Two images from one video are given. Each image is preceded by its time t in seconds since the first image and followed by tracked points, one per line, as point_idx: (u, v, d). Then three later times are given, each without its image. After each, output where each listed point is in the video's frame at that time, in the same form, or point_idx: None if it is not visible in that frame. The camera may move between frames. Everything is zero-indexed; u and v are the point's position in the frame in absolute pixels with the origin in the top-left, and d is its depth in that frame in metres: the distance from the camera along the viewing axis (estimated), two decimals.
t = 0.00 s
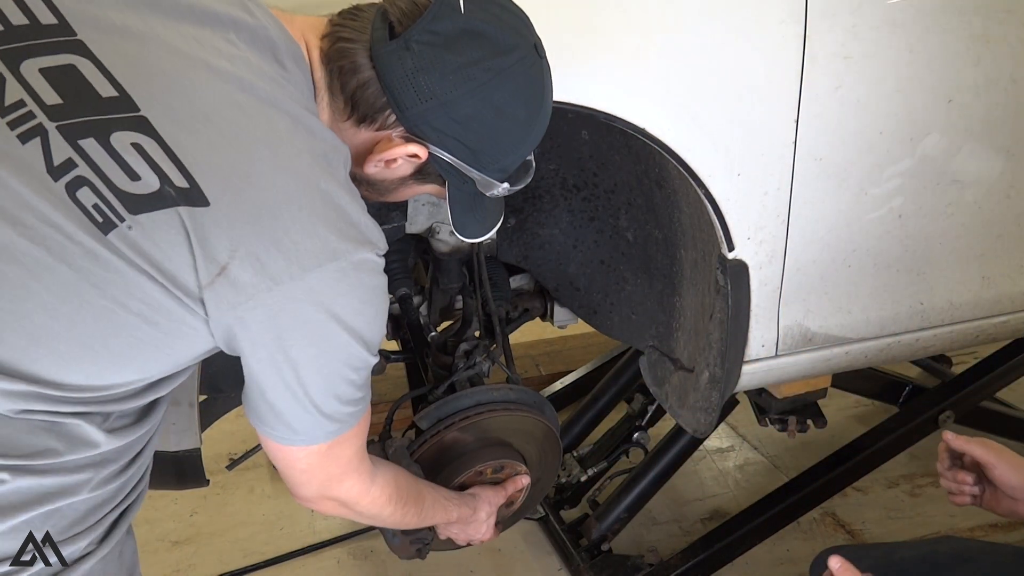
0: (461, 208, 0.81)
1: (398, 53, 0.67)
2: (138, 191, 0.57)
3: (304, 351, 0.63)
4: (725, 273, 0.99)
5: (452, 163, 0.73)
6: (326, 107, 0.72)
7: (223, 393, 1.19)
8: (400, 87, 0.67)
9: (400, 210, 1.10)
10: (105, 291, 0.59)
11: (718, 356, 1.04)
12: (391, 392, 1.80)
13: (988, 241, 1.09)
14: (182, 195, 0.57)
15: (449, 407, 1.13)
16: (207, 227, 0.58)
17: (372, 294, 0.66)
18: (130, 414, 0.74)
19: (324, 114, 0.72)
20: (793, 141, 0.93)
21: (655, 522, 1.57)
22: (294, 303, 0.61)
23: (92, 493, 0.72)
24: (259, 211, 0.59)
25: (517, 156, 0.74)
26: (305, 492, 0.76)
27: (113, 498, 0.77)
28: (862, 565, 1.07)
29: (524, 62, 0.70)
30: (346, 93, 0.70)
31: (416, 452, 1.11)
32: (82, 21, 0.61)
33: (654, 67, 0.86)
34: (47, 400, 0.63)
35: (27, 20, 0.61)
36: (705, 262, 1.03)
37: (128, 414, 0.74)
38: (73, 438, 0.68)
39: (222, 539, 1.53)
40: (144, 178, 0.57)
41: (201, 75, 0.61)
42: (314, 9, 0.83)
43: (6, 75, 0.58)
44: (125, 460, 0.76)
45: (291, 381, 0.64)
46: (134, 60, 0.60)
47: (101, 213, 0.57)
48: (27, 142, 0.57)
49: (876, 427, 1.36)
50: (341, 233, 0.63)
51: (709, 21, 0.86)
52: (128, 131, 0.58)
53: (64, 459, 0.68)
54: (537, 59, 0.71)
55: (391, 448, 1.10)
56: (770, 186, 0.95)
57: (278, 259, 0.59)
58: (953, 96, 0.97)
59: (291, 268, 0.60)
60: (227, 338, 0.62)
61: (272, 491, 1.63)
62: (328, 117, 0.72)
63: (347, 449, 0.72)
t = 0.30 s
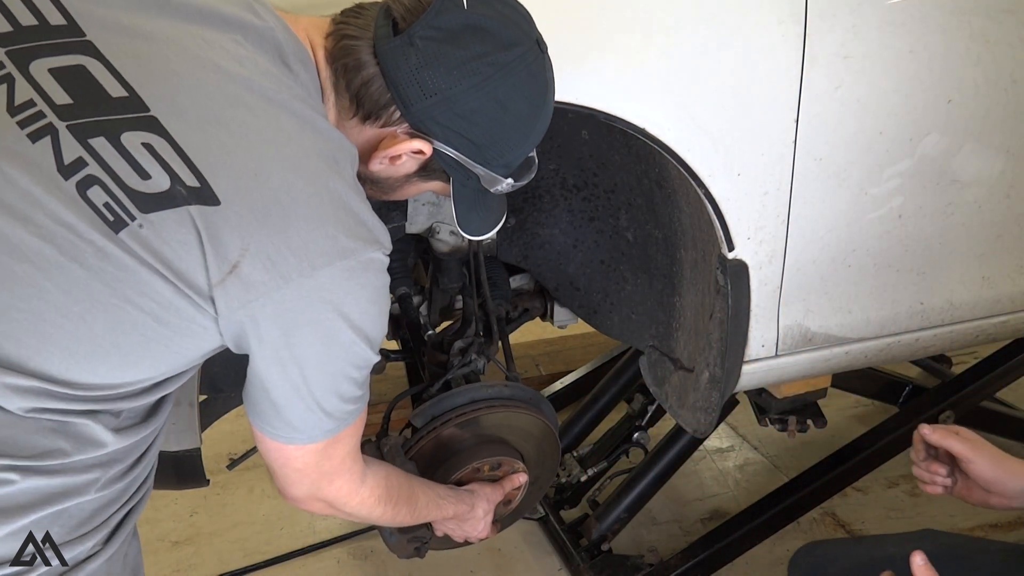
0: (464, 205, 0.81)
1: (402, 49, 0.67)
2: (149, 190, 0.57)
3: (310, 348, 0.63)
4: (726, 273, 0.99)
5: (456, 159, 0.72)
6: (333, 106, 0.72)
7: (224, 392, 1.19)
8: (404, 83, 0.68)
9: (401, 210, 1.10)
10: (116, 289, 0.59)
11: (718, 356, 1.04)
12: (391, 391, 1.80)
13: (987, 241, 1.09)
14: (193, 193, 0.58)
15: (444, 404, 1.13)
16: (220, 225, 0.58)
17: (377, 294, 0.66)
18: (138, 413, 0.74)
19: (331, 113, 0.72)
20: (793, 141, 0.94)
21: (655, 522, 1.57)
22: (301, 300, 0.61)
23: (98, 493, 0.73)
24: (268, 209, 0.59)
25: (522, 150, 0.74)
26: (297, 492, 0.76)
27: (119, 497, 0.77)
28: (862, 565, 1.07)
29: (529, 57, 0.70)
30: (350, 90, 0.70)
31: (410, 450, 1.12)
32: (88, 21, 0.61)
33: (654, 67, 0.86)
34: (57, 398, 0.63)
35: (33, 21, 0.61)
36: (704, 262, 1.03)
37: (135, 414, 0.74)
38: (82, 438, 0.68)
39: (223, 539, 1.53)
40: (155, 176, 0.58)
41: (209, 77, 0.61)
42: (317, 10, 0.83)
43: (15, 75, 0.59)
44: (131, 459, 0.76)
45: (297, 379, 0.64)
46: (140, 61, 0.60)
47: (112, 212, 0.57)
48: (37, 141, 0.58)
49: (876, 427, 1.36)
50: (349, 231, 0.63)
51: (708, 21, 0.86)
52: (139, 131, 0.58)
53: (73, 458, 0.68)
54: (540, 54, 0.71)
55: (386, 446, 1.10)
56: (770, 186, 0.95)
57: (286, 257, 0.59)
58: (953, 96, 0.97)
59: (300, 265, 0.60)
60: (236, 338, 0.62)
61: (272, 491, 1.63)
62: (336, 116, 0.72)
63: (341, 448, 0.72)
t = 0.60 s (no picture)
0: (468, 204, 0.81)
1: (406, 48, 0.67)
2: (154, 191, 0.57)
3: (313, 349, 0.63)
4: (725, 273, 0.99)
5: (459, 158, 0.72)
6: (336, 107, 0.72)
7: (224, 392, 1.19)
8: (409, 81, 0.67)
9: (401, 210, 1.10)
10: (121, 288, 0.59)
11: (718, 356, 1.04)
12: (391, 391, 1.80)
13: (987, 241, 1.09)
14: (197, 195, 0.58)
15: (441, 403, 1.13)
16: (224, 226, 0.58)
17: (379, 294, 0.66)
18: (142, 411, 0.74)
19: (334, 114, 0.72)
20: (794, 141, 0.93)
21: (655, 522, 1.57)
22: (304, 301, 0.61)
23: (107, 491, 0.73)
24: (272, 210, 0.59)
25: (527, 148, 0.74)
26: (295, 494, 0.76)
27: (126, 496, 0.77)
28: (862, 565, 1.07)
29: (532, 55, 0.70)
30: (353, 90, 0.70)
31: (406, 451, 1.12)
32: (89, 21, 0.61)
33: (654, 66, 0.86)
34: (62, 399, 0.63)
35: (37, 22, 0.61)
36: (704, 262, 1.03)
37: (140, 412, 0.74)
38: (88, 436, 0.68)
39: (223, 538, 1.53)
40: (159, 176, 0.58)
41: (213, 77, 0.61)
42: (319, 10, 0.83)
43: (19, 77, 0.59)
44: (137, 458, 0.76)
45: (300, 381, 0.64)
46: (142, 62, 0.60)
47: (117, 214, 0.57)
48: (42, 143, 0.58)
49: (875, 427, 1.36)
50: (351, 231, 0.63)
51: (707, 20, 0.86)
52: (143, 133, 0.58)
53: (80, 456, 0.67)
54: (543, 52, 0.71)
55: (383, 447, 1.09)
56: (770, 186, 0.95)
57: (289, 258, 0.59)
58: (953, 96, 0.97)
59: (303, 265, 0.60)
60: (239, 338, 0.62)
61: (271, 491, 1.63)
62: (339, 117, 0.72)
63: (340, 450, 0.72)
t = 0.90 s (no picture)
0: (470, 206, 0.81)
1: (407, 52, 0.67)
2: (153, 193, 0.57)
3: (315, 351, 0.63)
4: (725, 273, 0.99)
5: (461, 161, 0.72)
6: (335, 110, 0.72)
7: (224, 392, 1.19)
8: (409, 86, 0.68)
9: (401, 210, 1.10)
10: (119, 291, 0.59)
11: (718, 356, 1.04)
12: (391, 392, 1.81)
13: (987, 242, 1.09)
14: (197, 196, 0.57)
15: (442, 406, 1.13)
16: (224, 229, 0.58)
17: (382, 295, 0.66)
18: (140, 413, 0.74)
19: (334, 117, 0.72)
20: (794, 141, 0.94)
21: (655, 522, 1.57)
22: (306, 303, 0.61)
23: (104, 493, 0.73)
24: (272, 211, 0.59)
25: (528, 150, 0.74)
26: (307, 502, 0.76)
27: (123, 497, 0.77)
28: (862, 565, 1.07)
29: (531, 58, 0.70)
30: (353, 94, 0.70)
31: (409, 454, 1.12)
32: (90, 22, 0.61)
33: (654, 66, 0.86)
34: (61, 401, 0.63)
35: (38, 23, 0.61)
36: (705, 262, 1.03)
37: (137, 415, 0.74)
38: (87, 438, 0.68)
39: (222, 538, 1.53)
40: (160, 178, 0.58)
41: (213, 79, 0.61)
42: (321, 11, 0.84)
43: (20, 77, 0.59)
44: (134, 460, 0.76)
45: (303, 384, 0.64)
46: (143, 63, 0.60)
47: (117, 216, 0.57)
48: (42, 144, 0.58)
49: (875, 427, 1.36)
50: (353, 232, 0.63)
51: (707, 19, 0.86)
52: (142, 134, 0.58)
53: (78, 458, 0.68)
54: (543, 55, 0.71)
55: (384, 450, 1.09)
56: (770, 186, 0.95)
57: (290, 260, 0.59)
58: (953, 97, 0.97)
59: (303, 267, 0.60)
60: (240, 342, 0.62)
61: (271, 491, 1.63)
62: (338, 121, 0.73)
63: (350, 455, 0.72)
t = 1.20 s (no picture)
0: (471, 202, 0.81)
1: (401, 48, 0.67)
2: (139, 192, 0.57)
3: (311, 353, 0.63)
4: (725, 273, 0.99)
5: (460, 158, 0.73)
6: (330, 109, 0.72)
7: (224, 392, 1.19)
8: (406, 83, 0.67)
9: (400, 210, 1.10)
10: (106, 292, 0.59)
11: (718, 356, 1.04)
12: (391, 391, 1.81)
13: (987, 242, 1.09)
14: (187, 195, 0.58)
15: (441, 407, 1.13)
16: (214, 228, 0.58)
17: (379, 293, 0.66)
18: (131, 414, 0.74)
19: (329, 117, 0.72)
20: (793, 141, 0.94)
21: (655, 522, 1.57)
22: (300, 305, 0.60)
23: (96, 496, 0.73)
24: (264, 212, 0.59)
25: (527, 146, 0.74)
26: (321, 509, 0.76)
27: (117, 499, 0.77)
28: (862, 565, 1.07)
29: (529, 53, 0.70)
30: (348, 93, 0.70)
31: (410, 455, 1.11)
32: (86, 23, 0.62)
33: (653, 66, 0.86)
34: (45, 402, 0.63)
35: (29, 23, 0.61)
36: (704, 262, 1.03)
37: (128, 415, 0.74)
38: (75, 439, 0.68)
39: (222, 539, 1.53)
40: (146, 176, 0.58)
41: (204, 77, 0.61)
42: (318, 10, 0.84)
43: (10, 77, 0.59)
44: (128, 460, 0.76)
45: (300, 387, 0.64)
46: (135, 62, 0.60)
47: (103, 214, 0.57)
48: (29, 143, 0.58)
49: (875, 427, 1.36)
50: (346, 232, 0.63)
51: (707, 20, 0.86)
52: (131, 133, 0.58)
53: (68, 460, 0.68)
54: (541, 48, 0.71)
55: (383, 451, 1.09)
56: (770, 185, 0.95)
57: (284, 261, 0.59)
58: (953, 96, 0.97)
59: (297, 268, 0.60)
60: (232, 346, 0.62)
61: (271, 491, 1.63)
62: (334, 120, 0.72)
63: (358, 459, 0.72)
